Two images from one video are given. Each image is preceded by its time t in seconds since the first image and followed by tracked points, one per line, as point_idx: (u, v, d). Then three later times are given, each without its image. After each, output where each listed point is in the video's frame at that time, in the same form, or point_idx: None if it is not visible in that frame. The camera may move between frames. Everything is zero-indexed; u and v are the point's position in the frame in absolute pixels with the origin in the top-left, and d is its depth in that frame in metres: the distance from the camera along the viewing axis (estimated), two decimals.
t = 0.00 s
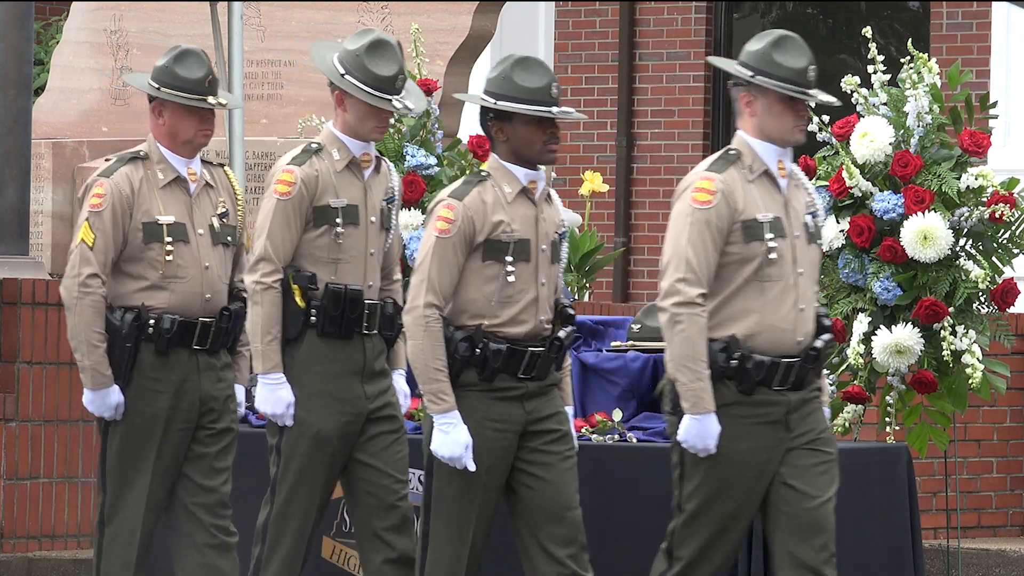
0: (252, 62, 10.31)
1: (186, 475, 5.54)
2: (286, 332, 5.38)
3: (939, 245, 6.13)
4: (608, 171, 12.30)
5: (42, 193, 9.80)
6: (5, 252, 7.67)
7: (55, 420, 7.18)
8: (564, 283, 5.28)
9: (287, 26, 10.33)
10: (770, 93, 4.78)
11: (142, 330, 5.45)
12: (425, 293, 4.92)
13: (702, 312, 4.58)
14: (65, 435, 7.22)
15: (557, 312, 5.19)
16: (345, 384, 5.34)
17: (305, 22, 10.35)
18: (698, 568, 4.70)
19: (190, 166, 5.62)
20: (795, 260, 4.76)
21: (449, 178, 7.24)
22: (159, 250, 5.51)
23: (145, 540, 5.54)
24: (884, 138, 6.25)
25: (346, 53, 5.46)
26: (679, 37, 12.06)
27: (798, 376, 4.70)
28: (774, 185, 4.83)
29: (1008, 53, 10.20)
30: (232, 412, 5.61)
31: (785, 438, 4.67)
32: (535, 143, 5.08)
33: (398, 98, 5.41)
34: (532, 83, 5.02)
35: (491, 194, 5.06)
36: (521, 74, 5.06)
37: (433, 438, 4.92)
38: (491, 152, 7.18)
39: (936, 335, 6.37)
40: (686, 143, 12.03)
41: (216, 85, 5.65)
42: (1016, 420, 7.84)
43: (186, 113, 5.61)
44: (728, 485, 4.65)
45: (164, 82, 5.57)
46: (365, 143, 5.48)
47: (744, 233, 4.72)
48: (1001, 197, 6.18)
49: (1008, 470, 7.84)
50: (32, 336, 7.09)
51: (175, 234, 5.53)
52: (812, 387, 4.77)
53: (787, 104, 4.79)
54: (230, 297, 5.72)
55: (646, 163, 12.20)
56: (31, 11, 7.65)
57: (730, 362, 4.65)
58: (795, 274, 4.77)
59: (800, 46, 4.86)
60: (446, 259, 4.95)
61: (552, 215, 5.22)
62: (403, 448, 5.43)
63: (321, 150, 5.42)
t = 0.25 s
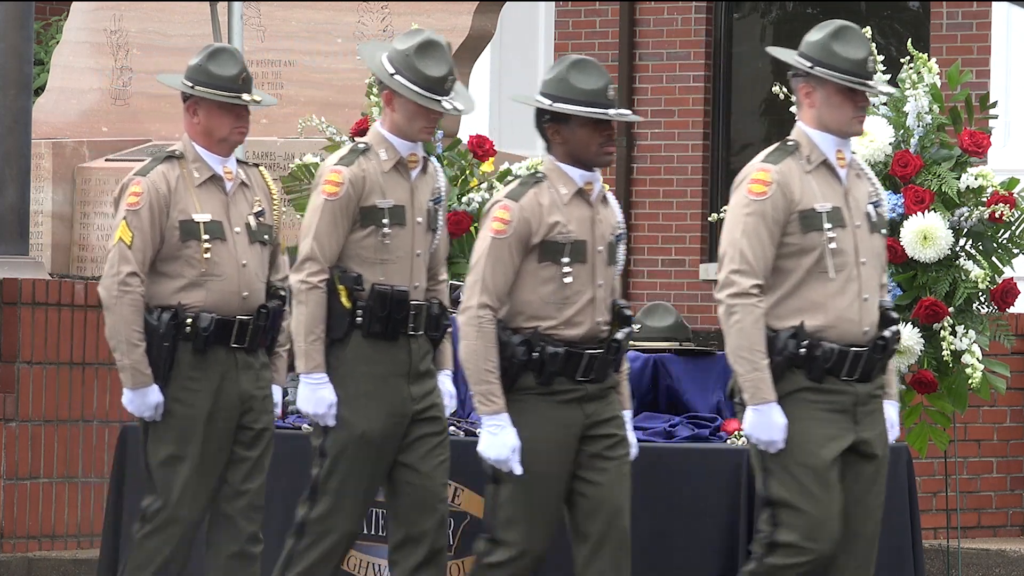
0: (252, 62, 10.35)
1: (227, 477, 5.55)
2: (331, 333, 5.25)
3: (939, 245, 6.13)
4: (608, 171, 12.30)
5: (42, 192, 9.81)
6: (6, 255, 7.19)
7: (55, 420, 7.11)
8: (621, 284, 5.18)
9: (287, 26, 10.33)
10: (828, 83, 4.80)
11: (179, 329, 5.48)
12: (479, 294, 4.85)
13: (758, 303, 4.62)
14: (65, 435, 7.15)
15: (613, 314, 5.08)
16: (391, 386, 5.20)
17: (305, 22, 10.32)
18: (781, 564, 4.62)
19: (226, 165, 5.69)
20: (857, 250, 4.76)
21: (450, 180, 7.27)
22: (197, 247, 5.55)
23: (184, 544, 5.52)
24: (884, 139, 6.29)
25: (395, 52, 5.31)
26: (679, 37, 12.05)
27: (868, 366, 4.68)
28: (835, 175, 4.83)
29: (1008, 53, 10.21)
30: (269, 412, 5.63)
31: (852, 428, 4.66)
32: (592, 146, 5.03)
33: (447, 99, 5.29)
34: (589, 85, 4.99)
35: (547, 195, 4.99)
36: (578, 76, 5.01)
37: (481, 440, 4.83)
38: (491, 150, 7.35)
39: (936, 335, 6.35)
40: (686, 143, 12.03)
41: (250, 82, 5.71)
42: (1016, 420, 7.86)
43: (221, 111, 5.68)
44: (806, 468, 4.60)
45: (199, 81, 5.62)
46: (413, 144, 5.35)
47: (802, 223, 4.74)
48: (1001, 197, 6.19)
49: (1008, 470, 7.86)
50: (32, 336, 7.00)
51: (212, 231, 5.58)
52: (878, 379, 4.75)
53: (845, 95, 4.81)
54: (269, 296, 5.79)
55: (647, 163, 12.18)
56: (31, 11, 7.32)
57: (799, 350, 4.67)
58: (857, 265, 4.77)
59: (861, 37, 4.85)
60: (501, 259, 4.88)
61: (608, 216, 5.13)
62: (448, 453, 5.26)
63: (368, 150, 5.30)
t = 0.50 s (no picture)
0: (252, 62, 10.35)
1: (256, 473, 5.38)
2: (368, 327, 5.17)
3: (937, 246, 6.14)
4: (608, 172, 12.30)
5: (42, 192, 9.82)
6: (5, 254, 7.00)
7: (55, 420, 6.94)
8: (676, 280, 5.09)
9: (287, 25, 10.35)
10: (872, 85, 4.80)
11: (207, 323, 5.33)
12: (531, 288, 4.76)
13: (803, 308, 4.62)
14: (65, 435, 6.97)
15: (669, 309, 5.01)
16: (429, 378, 5.15)
17: (305, 22, 10.33)
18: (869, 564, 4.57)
19: (256, 161, 5.53)
20: (903, 253, 4.75)
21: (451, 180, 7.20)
22: (225, 243, 5.40)
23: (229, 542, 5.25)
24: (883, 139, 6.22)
25: (440, 48, 5.25)
26: (679, 37, 11.99)
27: (915, 366, 4.67)
28: (879, 178, 4.82)
29: (1008, 53, 10.20)
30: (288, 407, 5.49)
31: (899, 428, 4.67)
32: (646, 140, 4.92)
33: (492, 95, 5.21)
34: (645, 79, 4.88)
35: (599, 188, 4.89)
36: (634, 71, 4.90)
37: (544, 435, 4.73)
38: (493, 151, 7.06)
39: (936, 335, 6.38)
40: (686, 143, 11.98)
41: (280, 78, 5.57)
42: (1016, 420, 7.87)
43: (251, 107, 5.53)
44: (877, 459, 4.58)
45: (229, 76, 5.47)
46: (456, 140, 5.29)
47: (845, 227, 4.73)
48: (1001, 197, 6.16)
49: (1008, 470, 7.86)
50: (32, 336, 6.82)
51: (240, 227, 5.43)
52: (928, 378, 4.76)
53: (890, 97, 4.81)
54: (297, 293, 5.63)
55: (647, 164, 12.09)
56: (32, 10, 7.13)
57: (849, 349, 4.65)
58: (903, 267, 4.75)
59: (905, 39, 4.87)
60: (553, 254, 4.79)
61: (663, 211, 5.04)
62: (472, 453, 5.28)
63: (410, 145, 5.23)
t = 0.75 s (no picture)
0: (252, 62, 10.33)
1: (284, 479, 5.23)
2: (402, 333, 5.12)
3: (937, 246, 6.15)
4: (608, 172, 12.32)
5: (42, 192, 9.77)
6: (5, 255, 6.98)
7: (55, 420, 6.91)
8: (727, 285, 5.02)
9: (287, 25, 10.36)
10: (918, 97, 4.76)
11: (235, 328, 5.13)
12: (582, 297, 4.69)
13: (850, 322, 4.58)
14: (65, 435, 6.95)
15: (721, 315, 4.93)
16: (462, 386, 5.09)
17: (305, 22, 10.31)
18: None
19: (285, 164, 5.34)
20: (952, 266, 4.70)
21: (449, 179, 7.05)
22: (254, 247, 5.19)
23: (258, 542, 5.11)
24: (885, 138, 6.14)
25: (474, 51, 5.19)
26: (679, 37, 12.04)
27: (968, 382, 4.62)
28: (929, 191, 4.76)
29: (1008, 53, 10.19)
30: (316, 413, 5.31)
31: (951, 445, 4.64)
32: (693, 145, 4.86)
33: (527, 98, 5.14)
34: (689, 83, 4.81)
35: (647, 195, 4.82)
36: (679, 74, 4.84)
37: (600, 445, 4.64)
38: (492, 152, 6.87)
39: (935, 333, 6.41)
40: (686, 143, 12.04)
41: (309, 80, 5.37)
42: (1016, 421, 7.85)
43: (280, 110, 5.33)
44: (932, 478, 4.56)
45: (257, 79, 5.27)
46: (492, 144, 5.22)
47: (895, 241, 4.68)
48: (1001, 197, 6.14)
49: (1008, 471, 7.81)
50: (32, 335, 6.80)
51: (270, 231, 5.22)
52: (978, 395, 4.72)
53: (938, 108, 4.76)
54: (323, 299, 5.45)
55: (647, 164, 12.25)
56: (31, 10, 7.14)
57: (905, 365, 4.60)
58: (954, 280, 4.70)
59: (949, 48, 4.81)
60: (602, 263, 4.72)
61: (711, 214, 4.96)
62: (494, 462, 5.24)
63: (445, 149, 5.17)
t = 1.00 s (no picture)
0: (252, 62, 10.31)
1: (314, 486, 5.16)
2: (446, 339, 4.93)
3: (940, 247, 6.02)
4: (608, 171, 12.32)
5: (42, 192, 9.77)
6: (5, 255, 6.98)
7: (55, 420, 6.91)
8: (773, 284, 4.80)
9: (287, 26, 10.36)
10: (973, 89, 4.54)
11: (267, 335, 5.04)
12: (630, 294, 4.49)
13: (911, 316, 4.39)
14: (65, 435, 6.94)
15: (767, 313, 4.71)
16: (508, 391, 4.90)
17: (305, 22, 10.35)
18: None
19: (315, 169, 5.23)
20: (1014, 259, 4.48)
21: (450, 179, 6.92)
22: (285, 253, 5.09)
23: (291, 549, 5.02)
24: (885, 138, 6.17)
25: (506, 53, 4.98)
26: (679, 37, 12.05)
27: None
28: (985, 184, 4.55)
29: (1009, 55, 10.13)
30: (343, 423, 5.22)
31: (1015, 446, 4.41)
32: (736, 141, 4.64)
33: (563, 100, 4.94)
34: (732, 78, 4.60)
35: (692, 190, 4.61)
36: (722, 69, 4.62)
37: (649, 443, 4.47)
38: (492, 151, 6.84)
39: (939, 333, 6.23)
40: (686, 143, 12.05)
41: (338, 83, 5.25)
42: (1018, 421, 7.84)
43: (310, 113, 5.21)
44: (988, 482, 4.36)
45: (286, 83, 5.16)
46: (529, 147, 5.02)
47: (953, 233, 4.47)
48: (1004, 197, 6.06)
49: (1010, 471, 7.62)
50: (32, 336, 6.81)
51: (301, 236, 5.12)
52: None
53: (993, 99, 4.54)
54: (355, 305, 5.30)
55: (647, 163, 12.22)
56: (32, 10, 7.13)
57: (962, 361, 4.39)
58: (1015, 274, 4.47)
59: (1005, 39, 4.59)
60: (649, 259, 4.52)
61: (756, 211, 4.75)
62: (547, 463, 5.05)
63: (482, 153, 4.98)
